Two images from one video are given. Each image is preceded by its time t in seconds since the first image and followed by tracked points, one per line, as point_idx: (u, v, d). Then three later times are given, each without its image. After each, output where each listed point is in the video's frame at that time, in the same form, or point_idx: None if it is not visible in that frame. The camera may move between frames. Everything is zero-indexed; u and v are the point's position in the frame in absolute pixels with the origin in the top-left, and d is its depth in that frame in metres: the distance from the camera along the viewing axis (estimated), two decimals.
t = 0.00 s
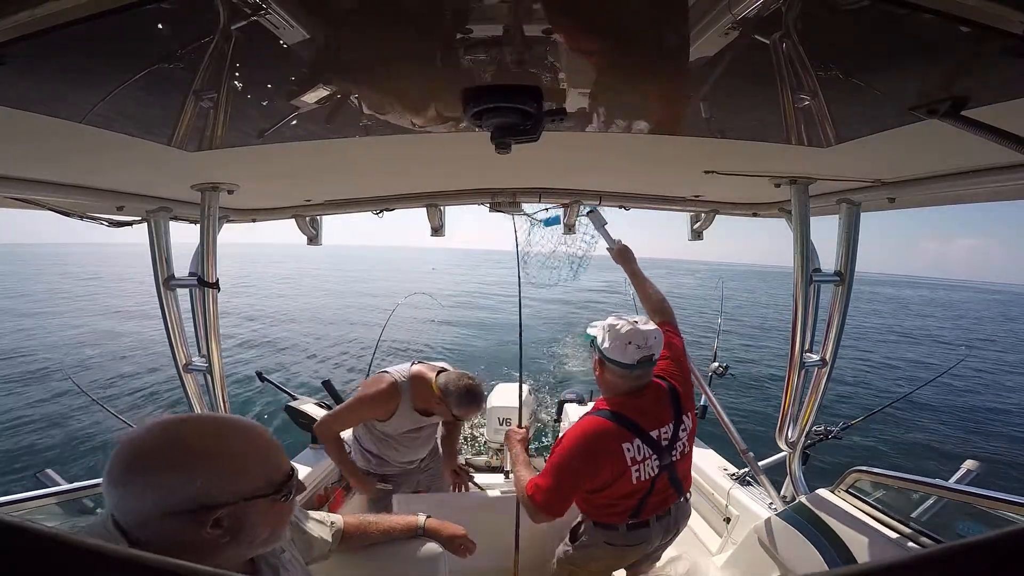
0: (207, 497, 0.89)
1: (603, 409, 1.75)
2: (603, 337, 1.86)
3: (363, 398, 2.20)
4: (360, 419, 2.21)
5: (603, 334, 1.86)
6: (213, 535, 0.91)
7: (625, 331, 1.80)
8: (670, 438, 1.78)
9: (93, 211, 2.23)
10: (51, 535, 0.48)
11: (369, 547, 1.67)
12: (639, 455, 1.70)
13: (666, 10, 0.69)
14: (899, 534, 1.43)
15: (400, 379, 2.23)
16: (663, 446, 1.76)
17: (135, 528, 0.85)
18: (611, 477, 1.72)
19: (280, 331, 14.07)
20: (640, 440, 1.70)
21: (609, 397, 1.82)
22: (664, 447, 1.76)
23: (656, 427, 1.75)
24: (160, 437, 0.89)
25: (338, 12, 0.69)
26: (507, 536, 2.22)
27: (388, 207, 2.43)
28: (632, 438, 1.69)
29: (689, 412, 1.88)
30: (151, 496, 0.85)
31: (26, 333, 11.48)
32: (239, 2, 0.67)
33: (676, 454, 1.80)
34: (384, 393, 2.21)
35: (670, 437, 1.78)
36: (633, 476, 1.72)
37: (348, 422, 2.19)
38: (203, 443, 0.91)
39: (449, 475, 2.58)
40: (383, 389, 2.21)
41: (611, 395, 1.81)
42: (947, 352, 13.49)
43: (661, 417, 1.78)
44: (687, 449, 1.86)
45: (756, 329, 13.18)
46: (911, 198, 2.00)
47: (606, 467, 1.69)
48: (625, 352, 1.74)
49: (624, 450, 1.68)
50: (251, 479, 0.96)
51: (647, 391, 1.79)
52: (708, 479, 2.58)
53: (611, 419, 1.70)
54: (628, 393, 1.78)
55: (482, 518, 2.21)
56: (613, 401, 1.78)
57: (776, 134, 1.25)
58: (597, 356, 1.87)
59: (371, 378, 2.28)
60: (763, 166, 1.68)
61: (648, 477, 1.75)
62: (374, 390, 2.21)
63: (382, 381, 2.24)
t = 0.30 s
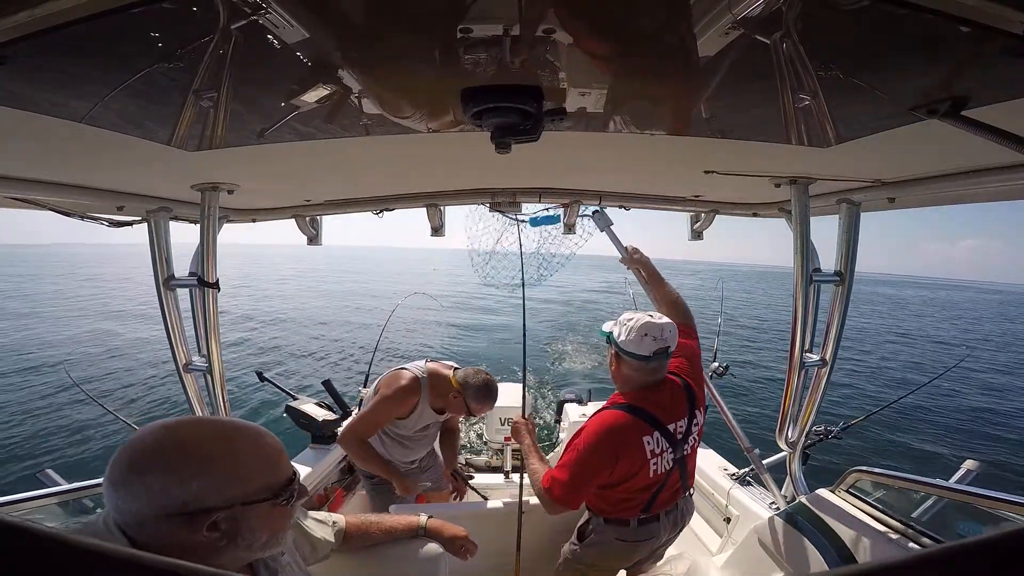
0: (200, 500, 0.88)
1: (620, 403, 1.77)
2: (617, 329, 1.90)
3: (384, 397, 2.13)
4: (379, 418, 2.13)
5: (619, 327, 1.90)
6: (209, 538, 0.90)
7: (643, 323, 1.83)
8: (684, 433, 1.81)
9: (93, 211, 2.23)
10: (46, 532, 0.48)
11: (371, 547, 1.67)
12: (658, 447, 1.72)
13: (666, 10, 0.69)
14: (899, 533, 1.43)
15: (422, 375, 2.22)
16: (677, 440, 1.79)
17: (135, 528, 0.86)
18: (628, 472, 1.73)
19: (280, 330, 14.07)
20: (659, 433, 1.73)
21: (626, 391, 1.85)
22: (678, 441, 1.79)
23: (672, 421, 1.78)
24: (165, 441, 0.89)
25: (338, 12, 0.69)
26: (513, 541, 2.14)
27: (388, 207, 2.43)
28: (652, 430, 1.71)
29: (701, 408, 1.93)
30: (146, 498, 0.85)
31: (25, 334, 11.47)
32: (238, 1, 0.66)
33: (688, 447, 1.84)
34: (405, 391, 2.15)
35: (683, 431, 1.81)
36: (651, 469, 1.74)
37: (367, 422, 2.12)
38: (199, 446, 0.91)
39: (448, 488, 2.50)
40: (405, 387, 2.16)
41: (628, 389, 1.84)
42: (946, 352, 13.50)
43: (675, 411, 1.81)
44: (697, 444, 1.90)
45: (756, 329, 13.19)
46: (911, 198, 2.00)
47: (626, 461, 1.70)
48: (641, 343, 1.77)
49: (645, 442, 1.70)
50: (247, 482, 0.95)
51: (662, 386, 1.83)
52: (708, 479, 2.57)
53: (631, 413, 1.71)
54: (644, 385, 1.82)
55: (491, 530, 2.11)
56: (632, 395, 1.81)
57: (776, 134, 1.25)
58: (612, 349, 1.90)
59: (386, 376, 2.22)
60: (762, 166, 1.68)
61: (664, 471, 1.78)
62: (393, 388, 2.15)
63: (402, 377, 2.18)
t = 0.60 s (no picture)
0: (170, 490, 0.91)
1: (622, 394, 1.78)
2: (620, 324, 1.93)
3: (379, 415, 2.06)
4: (382, 436, 2.06)
5: (623, 321, 1.92)
6: (180, 526, 0.93)
7: (646, 319, 1.84)
8: (681, 426, 1.81)
9: (93, 211, 2.23)
10: (45, 532, 0.48)
11: (373, 548, 1.66)
12: (655, 438, 1.73)
13: (667, 10, 0.69)
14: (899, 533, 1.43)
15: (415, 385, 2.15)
16: (674, 433, 1.79)
17: (112, 512, 0.90)
18: (624, 462, 1.73)
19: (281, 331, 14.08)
20: (657, 424, 1.73)
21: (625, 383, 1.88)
22: (675, 434, 1.80)
23: (670, 413, 1.78)
24: (139, 433, 0.92)
25: (339, 12, 0.69)
26: (512, 543, 2.12)
27: (388, 207, 2.43)
28: (650, 421, 1.72)
29: (700, 407, 1.90)
30: (121, 484, 0.89)
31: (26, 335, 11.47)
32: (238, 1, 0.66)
33: (685, 443, 1.83)
34: (402, 404, 2.08)
35: (681, 424, 1.81)
36: (646, 459, 1.75)
37: (375, 443, 2.06)
38: (170, 439, 0.93)
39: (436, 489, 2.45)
40: (400, 399, 2.08)
41: (630, 381, 1.86)
42: (947, 351, 13.50)
43: (674, 404, 1.81)
44: (696, 441, 1.89)
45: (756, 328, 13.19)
46: (910, 199, 2.00)
47: (623, 449, 1.70)
48: (644, 338, 1.79)
49: (642, 432, 1.70)
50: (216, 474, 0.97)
51: (664, 377, 1.85)
52: (708, 479, 2.57)
53: (631, 404, 1.72)
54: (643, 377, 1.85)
55: (495, 530, 2.10)
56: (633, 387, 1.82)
57: (776, 134, 1.25)
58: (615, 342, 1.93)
59: (376, 387, 2.14)
60: (763, 166, 1.68)
61: (660, 463, 1.78)
62: (387, 403, 2.06)
63: (395, 390, 2.10)
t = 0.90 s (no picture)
0: (155, 482, 0.91)
1: (628, 389, 1.79)
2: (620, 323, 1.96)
3: (374, 425, 2.04)
4: (380, 447, 2.04)
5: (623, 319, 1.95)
6: (164, 521, 0.93)
7: (643, 315, 1.87)
8: (685, 423, 1.82)
9: (93, 211, 2.23)
10: (43, 531, 0.48)
11: (378, 548, 1.66)
12: (660, 433, 1.74)
13: (667, 10, 0.69)
14: (900, 533, 1.42)
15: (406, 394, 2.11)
16: (678, 429, 1.80)
17: (97, 506, 0.90)
18: (629, 457, 1.74)
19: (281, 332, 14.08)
20: (662, 419, 1.74)
21: (629, 379, 1.90)
22: (679, 430, 1.81)
23: (675, 409, 1.79)
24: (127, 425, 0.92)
25: (339, 12, 0.69)
26: (511, 541, 2.13)
27: (389, 207, 2.44)
28: (655, 415, 1.73)
29: (704, 403, 1.92)
30: (106, 476, 0.89)
31: (27, 338, 11.49)
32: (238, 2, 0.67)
33: (688, 440, 1.84)
34: (397, 412, 2.05)
35: (685, 421, 1.82)
36: (650, 454, 1.75)
37: (374, 454, 2.03)
38: (157, 432, 0.94)
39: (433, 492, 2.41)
40: (395, 408, 2.05)
41: (633, 376, 1.89)
42: (947, 349, 13.49)
43: (679, 400, 1.82)
44: (698, 439, 1.90)
45: (756, 328, 13.19)
46: (910, 198, 2.00)
47: (629, 444, 1.70)
48: (638, 328, 1.83)
49: (648, 426, 1.71)
50: (201, 467, 0.98)
51: (667, 371, 1.87)
52: (707, 479, 2.57)
53: (637, 398, 1.73)
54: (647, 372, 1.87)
55: (497, 527, 2.10)
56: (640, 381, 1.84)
57: (775, 134, 1.25)
58: (616, 341, 1.96)
59: (369, 398, 2.10)
60: (763, 166, 1.68)
61: (662, 458, 1.79)
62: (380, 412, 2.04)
63: (390, 400, 2.07)
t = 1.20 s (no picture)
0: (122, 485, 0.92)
1: (624, 392, 1.80)
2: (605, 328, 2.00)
3: (396, 441, 2.06)
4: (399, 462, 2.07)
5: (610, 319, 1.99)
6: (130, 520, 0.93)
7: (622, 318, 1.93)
8: (684, 421, 1.85)
9: (93, 211, 2.23)
10: (42, 531, 0.48)
11: (384, 548, 1.66)
12: (662, 433, 1.76)
13: (667, 10, 0.69)
14: (900, 533, 1.43)
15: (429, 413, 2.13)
16: (678, 428, 1.82)
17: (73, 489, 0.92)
18: (633, 459, 1.74)
19: (280, 332, 14.08)
20: (663, 419, 1.76)
21: (624, 380, 1.91)
22: (680, 428, 1.83)
23: (674, 408, 1.81)
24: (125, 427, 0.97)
25: (339, 11, 0.69)
26: (512, 541, 2.12)
27: (388, 207, 2.43)
28: (656, 416, 1.74)
29: (699, 399, 1.95)
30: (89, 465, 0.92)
31: (27, 338, 11.48)
32: (238, 2, 0.67)
33: (688, 437, 1.87)
34: (417, 430, 2.06)
35: (685, 419, 1.84)
36: (654, 455, 1.76)
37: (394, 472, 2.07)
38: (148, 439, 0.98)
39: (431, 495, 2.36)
40: (416, 427, 2.06)
41: (626, 378, 1.89)
42: (948, 348, 13.48)
43: (677, 399, 1.85)
44: (697, 435, 1.93)
45: (756, 327, 13.19)
46: (911, 198, 2.00)
47: (632, 447, 1.71)
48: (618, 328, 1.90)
49: (650, 428, 1.72)
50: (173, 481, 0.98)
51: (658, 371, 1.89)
52: (707, 479, 2.57)
53: (637, 400, 1.74)
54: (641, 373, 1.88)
55: (497, 524, 2.09)
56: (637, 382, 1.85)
57: (776, 134, 1.25)
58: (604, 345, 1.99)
59: (387, 415, 2.08)
60: (763, 166, 1.68)
61: (666, 458, 1.80)
62: (402, 430, 2.05)
63: (410, 418, 2.07)
